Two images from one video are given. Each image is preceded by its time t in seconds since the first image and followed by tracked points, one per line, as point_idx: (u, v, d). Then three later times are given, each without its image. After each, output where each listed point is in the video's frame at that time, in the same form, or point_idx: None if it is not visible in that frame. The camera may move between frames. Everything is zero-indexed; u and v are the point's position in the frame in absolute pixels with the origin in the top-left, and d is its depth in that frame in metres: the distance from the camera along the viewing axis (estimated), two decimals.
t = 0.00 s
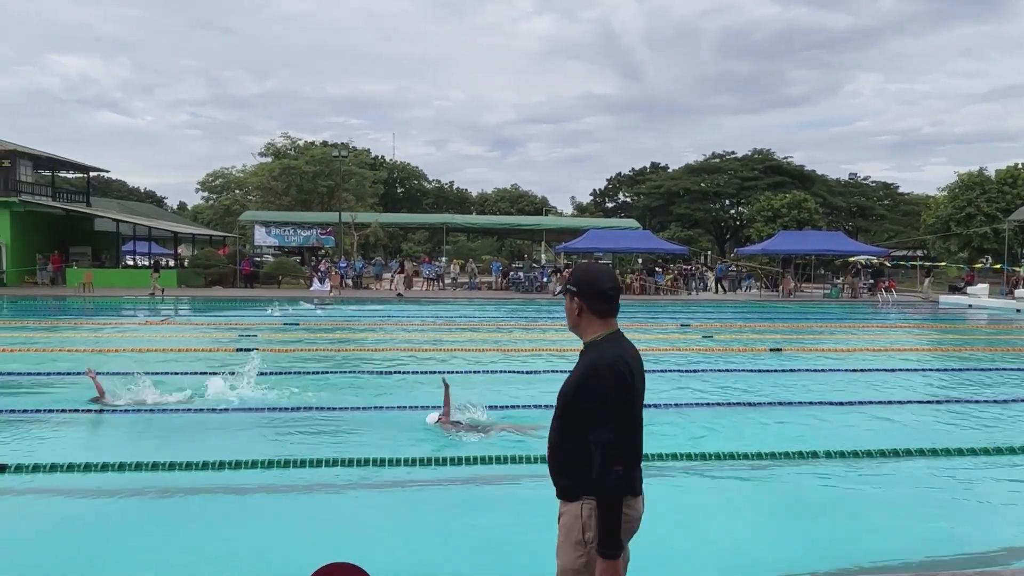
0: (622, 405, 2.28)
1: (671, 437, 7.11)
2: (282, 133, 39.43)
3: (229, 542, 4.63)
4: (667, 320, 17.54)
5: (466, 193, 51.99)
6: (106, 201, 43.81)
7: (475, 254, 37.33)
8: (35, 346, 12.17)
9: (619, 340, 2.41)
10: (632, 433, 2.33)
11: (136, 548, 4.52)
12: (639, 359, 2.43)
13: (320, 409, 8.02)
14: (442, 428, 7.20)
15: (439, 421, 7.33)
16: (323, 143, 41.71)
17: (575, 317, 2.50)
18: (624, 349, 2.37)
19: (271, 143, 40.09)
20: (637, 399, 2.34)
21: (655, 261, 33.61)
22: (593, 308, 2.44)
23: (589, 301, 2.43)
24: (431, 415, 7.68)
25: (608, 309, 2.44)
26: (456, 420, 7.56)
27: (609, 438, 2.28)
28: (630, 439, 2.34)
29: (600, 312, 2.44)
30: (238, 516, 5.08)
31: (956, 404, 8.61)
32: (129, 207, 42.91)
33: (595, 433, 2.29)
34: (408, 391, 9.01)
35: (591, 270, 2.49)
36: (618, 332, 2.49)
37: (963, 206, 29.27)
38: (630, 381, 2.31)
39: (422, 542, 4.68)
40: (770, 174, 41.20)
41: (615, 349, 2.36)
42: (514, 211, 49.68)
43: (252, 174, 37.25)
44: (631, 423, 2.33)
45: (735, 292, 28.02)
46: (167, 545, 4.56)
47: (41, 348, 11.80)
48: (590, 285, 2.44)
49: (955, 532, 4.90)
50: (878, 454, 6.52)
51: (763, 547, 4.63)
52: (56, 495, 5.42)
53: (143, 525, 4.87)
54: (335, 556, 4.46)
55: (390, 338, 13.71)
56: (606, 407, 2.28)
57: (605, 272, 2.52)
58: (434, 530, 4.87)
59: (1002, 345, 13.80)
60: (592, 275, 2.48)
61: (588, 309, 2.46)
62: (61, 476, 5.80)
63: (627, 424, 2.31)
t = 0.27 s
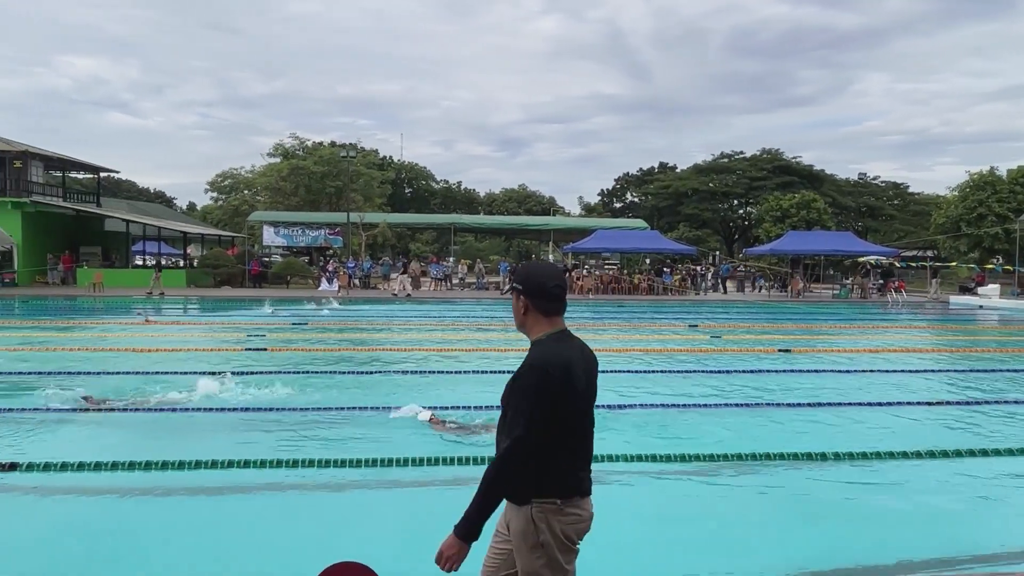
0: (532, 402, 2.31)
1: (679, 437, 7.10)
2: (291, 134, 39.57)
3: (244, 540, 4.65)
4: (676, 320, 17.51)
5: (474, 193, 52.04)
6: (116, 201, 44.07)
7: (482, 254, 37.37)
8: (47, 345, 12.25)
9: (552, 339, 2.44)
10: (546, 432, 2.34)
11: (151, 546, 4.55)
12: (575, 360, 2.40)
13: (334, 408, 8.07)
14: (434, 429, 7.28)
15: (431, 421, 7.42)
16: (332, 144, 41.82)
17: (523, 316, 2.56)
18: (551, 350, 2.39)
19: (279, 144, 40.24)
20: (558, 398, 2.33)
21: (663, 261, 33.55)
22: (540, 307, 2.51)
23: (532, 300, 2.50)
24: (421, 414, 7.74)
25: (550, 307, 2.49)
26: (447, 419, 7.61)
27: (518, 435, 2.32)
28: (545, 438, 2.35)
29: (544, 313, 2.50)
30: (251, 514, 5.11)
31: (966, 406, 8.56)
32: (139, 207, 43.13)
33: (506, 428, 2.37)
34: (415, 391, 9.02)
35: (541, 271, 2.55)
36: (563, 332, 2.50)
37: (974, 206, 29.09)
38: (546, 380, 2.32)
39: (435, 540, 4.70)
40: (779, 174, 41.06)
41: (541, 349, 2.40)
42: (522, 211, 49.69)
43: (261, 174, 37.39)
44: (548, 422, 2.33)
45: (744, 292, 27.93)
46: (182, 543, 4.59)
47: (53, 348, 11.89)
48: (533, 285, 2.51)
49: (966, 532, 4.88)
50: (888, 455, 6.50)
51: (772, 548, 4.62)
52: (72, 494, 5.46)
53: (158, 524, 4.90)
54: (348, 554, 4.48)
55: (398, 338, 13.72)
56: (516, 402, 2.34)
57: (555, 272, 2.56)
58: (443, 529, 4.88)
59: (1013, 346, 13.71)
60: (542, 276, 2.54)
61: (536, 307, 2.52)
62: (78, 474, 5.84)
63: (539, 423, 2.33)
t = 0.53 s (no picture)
0: (473, 407, 2.33)
1: (686, 439, 7.08)
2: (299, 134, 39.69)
3: (250, 541, 4.66)
4: (683, 321, 17.48)
5: (481, 194, 52.07)
6: (125, 202, 44.35)
7: (489, 254, 37.37)
8: (56, 345, 12.32)
9: (496, 345, 2.45)
10: (488, 436, 2.37)
11: (157, 546, 4.56)
12: (518, 366, 2.42)
13: (341, 408, 8.08)
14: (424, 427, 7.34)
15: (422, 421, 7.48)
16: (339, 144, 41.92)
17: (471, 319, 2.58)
18: (494, 355, 2.40)
19: (287, 144, 40.36)
20: (500, 402, 2.35)
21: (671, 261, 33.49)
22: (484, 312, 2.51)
23: (477, 304, 2.50)
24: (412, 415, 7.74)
25: (496, 313, 2.50)
26: (439, 420, 7.61)
27: (459, 438, 2.35)
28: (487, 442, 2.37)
29: (490, 318, 2.51)
30: (257, 514, 5.12)
31: (975, 407, 8.50)
32: (147, 208, 43.34)
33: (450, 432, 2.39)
34: (421, 391, 9.03)
35: (488, 276, 2.55)
36: (509, 337, 2.52)
37: (984, 206, 28.89)
38: (486, 385, 2.34)
39: (439, 541, 4.70)
40: (787, 174, 40.92)
41: (486, 355, 2.41)
42: (529, 212, 49.68)
43: (268, 175, 37.51)
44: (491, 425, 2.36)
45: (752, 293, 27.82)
46: (189, 543, 4.60)
47: (62, 348, 11.96)
48: (478, 289, 2.52)
49: (974, 536, 4.84)
50: (896, 457, 6.46)
51: (777, 551, 4.60)
52: (82, 493, 5.48)
53: (165, 524, 4.91)
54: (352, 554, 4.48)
55: (405, 338, 13.74)
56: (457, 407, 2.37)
57: (500, 277, 2.56)
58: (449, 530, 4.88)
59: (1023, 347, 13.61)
60: (488, 281, 2.55)
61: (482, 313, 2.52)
62: (86, 473, 5.86)
63: (484, 427, 2.35)
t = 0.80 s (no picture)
0: (427, 399, 2.37)
1: (697, 439, 7.07)
2: (309, 135, 39.84)
3: (259, 539, 4.68)
4: (693, 321, 17.44)
5: (490, 194, 52.15)
6: (137, 203, 44.66)
7: (498, 255, 37.41)
8: (69, 344, 12.43)
9: (441, 337, 2.53)
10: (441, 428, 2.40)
11: (168, 545, 4.59)
12: (467, 360, 2.49)
13: (351, 408, 8.11)
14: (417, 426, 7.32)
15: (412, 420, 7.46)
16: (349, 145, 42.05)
17: (411, 316, 2.66)
18: (440, 347, 2.46)
19: (297, 145, 40.52)
20: (450, 395, 2.40)
21: (680, 262, 33.41)
22: (426, 306, 2.61)
23: (421, 300, 2.61)
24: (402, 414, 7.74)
25: (438, 307, 2.61)
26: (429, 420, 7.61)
27: (418, 433, 2.38)
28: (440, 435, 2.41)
29: (430, 311, 2.60)
30: (267, 513, 5.15)
31: (987, 408, 8.44)
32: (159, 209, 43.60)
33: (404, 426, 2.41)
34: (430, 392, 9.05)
35: (426, 271, 2.66)
36: (451, 331, 2.60)
37: (997, 206, 28.66)
38: (439, 376, 2.39)
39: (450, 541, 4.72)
40: (798, 174, 40.74)
41: (433, 346, 2.48)
42: (538, 212, 49.68)
43: (279, 176, 37.68)
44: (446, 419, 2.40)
45: (763, 293, 27.69)
46: (198, 542, 4.63)
47: (76, 347, 12.06)
48: (419, 285, 2.62)
49: (987, 538, 4.82)
50: (908, 458, 6.42)
51: (788, 552, 4.59)
52: (96, 491, 5.52)
53: (175, 522, 4.95)
54: (361, 554, 4.50)
55: (414, 339, 13.77)
56: (412, 401, 2.39)
57: (440, 272, 2.66)
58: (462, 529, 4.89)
59: None
60: (426, 276, 2.66)
61: (422, 307, 2.63)
62: (98, 472, 5.91)
63: (441, 420, 2.40)
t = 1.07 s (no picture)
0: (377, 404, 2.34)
1: (706, 441, 7.04)
2: (320, 137, 40.01)
3: (270, 538, 4.71)
4: (704, 322, 17.39)
5: (501, 196, 52.19)
6: (151, 205, 45.07)
7: (509, 256, 37.41)
8: (83, 345, 12.55)
9: (385, 343, 2.50)
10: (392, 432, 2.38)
11: (179, 543, 4.62)
12: (412, 363, 2.47)
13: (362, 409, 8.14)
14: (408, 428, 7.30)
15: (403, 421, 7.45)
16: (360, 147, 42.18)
17: (356, 322, 2.62)
18: (384, 353, 2.43)
19: (308, 147, 40.69)
20: (397, 399, 2.37)
21: (691, 262, 33.32)
22: (369, 312, 2.57)
23: (363, 306, 2.56)
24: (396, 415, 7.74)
25: (381, 312, 2.57)
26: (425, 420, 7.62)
27: (371, 441, 2.36)
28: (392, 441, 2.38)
29: (372, 316, 2.56)
30: (278, 513, 5.17)
31: (1000, 411, 8.36)
32: (171, 210, 43.93)
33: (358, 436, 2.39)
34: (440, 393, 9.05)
35: (367, 276, 2.61)
36: (395, 334, 2.57)
37: (1012, 206, 28.35)
38: (387, 381, 2.36)
39: (458, 542, 4.71)
40: (809, 174, 40.50)
41: (376, 353, 2.45)
42: (549, 213, 49.66)
43: (290, 177, 37.86)
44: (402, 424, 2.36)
45: (774, 294, 27.55)
46: (210, 540, 4.66)
47: (90, 348, 12.17)
48: (360, 291, 2.57)
49: (1000, 542, 4.76)
50: (920, 461, 6.37)
51: (797, 554, 4.56)
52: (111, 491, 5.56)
53: (187, 522, 4.98)
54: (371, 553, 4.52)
55: (424, 340, 13.79)
56: (362, 410, 2.37)
57: (379, 276, 2.62)
58: (469, 531, 4.88)
59: None
60: (367, 280, 2.61)
61: (365, 314, 2.59)
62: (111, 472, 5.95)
63: (389, 427, 2.38)
